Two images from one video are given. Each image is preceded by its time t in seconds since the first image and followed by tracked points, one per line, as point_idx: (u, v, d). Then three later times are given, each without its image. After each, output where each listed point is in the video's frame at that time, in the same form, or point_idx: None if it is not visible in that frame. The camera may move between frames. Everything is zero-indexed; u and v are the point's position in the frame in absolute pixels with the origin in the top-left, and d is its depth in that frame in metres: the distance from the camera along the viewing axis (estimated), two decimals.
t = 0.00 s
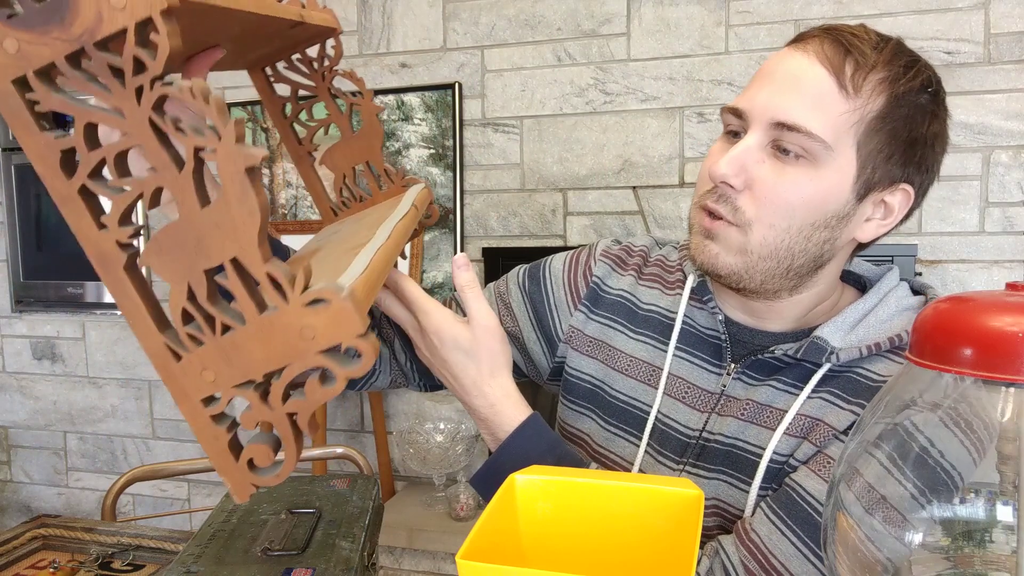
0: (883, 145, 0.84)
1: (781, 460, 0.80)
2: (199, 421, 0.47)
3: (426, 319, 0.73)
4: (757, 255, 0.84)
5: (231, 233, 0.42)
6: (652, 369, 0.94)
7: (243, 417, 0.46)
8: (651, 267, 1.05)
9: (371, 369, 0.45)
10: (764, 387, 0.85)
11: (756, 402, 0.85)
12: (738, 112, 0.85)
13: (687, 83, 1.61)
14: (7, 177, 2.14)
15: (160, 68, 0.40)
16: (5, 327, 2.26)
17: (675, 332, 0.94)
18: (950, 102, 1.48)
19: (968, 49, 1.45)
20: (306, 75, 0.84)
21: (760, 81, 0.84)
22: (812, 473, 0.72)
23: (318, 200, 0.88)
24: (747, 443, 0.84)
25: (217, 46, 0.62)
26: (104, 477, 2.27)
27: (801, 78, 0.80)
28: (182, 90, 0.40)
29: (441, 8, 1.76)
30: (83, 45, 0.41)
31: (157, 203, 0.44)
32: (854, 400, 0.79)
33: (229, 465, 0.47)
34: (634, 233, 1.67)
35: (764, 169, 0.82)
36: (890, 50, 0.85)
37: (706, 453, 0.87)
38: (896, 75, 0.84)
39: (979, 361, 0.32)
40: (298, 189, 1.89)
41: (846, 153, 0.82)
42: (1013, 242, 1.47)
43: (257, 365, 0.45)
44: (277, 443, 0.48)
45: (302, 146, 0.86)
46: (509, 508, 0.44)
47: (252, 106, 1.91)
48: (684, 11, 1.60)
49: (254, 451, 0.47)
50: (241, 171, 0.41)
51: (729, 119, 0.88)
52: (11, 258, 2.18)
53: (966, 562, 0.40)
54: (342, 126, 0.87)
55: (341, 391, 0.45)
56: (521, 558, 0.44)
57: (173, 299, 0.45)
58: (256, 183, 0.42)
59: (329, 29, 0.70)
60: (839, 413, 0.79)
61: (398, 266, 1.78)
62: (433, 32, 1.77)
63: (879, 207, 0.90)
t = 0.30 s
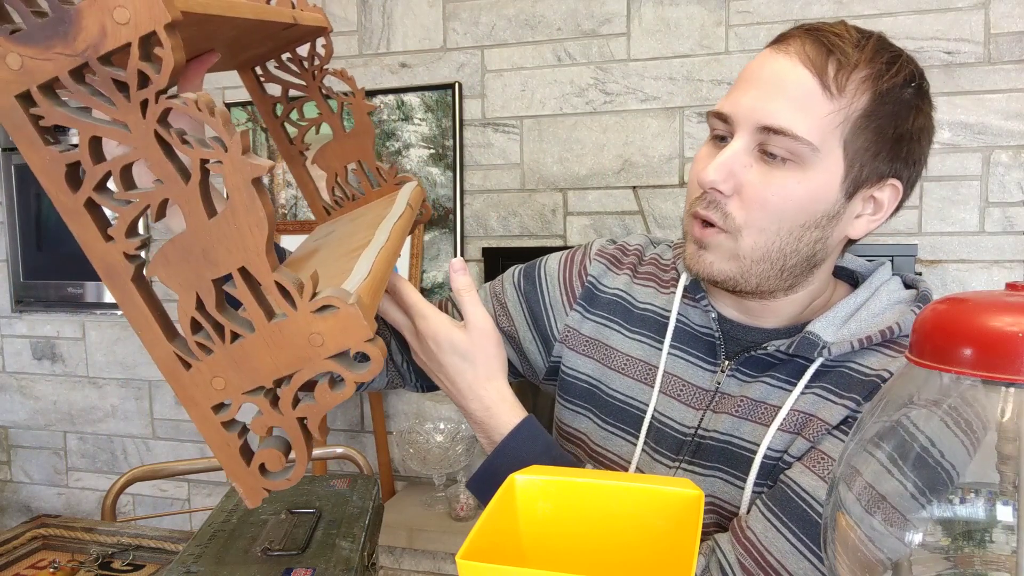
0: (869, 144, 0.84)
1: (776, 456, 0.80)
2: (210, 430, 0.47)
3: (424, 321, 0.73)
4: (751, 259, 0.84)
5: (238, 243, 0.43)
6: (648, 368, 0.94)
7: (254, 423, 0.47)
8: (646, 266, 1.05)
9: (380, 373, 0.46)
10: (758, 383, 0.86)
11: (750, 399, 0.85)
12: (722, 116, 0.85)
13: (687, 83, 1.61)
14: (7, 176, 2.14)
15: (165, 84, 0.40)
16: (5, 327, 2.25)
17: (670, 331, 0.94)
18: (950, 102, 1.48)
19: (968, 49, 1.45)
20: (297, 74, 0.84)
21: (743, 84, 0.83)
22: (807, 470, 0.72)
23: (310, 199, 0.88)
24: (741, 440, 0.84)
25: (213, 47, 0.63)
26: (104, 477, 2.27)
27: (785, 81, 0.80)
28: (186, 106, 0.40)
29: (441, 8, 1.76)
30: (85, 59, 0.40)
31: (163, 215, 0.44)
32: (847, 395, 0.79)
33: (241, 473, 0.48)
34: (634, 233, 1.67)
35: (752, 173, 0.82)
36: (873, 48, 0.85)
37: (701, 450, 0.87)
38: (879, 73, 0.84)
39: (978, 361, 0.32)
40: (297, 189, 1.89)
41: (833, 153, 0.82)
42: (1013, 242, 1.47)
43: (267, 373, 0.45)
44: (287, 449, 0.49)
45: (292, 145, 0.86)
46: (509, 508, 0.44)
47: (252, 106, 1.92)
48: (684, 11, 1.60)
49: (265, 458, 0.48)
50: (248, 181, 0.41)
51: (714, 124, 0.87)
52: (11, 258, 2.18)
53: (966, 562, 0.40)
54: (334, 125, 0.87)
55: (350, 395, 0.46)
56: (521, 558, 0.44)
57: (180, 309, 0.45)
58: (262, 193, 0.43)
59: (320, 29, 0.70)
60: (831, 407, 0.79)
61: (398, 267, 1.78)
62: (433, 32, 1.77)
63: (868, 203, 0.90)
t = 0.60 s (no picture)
0: (865, 151, 0.85)
1: (772, 455, 0.80)
2: (204, 435, 0.48)
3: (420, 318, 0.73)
4: (747, 265, 0.84)
5: (232, 247, 0.43)
6: (645, 369, 0.94)
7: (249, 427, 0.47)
8: (642, 266, 1.05)
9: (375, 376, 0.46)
10: (754, 382, 0.85)
11: (747, 398, 0.84)
12: (718, 121, 0.84)
13: (687, 83, 1.61)
14: (6, 176, 2.13)
15: (157, 85, 0.40)
16: (5, 327, 2.25)
17: (666, 331, 0.94)
18: (950, 102, 1.48)
19: (968, 49, 1.45)
20: (290, 73, 0.84)
21: (739, 89, 0.83)
22: (804, 469, 0.72)
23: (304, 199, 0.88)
24: (738, 439, 0.84)
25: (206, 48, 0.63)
26: (104, 477, 2.27)
27: (781, 86, 0.80)
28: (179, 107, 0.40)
29: (441, 8, 1.76)
30: (75, 61, 0.40)
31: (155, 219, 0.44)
32: (843, 393, 0.79)
33: (236, 477, 0.48)
34: (634, 233, 1.67)
35: (748, 177, 0.82)
36: (870, 53, 0.84)
37: (698, 450, 0.87)
38: (876, 80, 0.84)
39: (979, 361, 0.32)
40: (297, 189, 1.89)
41: (829, 159, 0.82)
42: (1013, 242, 1.48)
43: (262, 377, 0.45)
44: (283, 453, 0.49)
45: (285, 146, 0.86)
46: (509, 508, 0.44)
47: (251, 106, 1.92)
48: (684, 11, 1.59)
49: (261, 463, 0.48)
50: (242, 184, 0.41)
51: (709, 128, 0.87)
52: (11, 258, 2.18)
53: (966, 562, 0.40)
54: (327, 125, 0.87)
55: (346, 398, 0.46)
56: (521, 558, 0.44)
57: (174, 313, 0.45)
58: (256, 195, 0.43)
59: (312, 28, 0.70)
60: (827, 405, 0.79)
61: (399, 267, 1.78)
62: (433, 32, 1.77)
63: (864, 209, 0.90)
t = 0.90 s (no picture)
0: (865, 151, 0.85)
1: (772, 456, 0.80)
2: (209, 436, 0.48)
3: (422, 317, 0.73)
4: (744, 270, 0.84)
5: (238, 249, 0.43)
6: (645, 370, 0.94)
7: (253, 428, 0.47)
8: (642, 267, 1.05)
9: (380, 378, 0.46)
10: (755, 384, 0.86)
11: (747, 399, 0.85)
12: (717, 122, 0.84)
13: (687, 83, 1.61)
14: (7, 176, 2.13)
15: (163, 86, 0.40)
16: (5, 327, 2.25)
17: (667, 332, 0.94)
18: (950, 102, 1.48)
19: (968, 49, 1.45)
20: (291, 68, 0.83)
21: (737, 91, 0.83)
22: (804, 469, 0.72)
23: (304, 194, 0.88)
24: (739, 440, 0.84)
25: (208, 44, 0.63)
26: (104, 477, 2.27)
27: (780, 88, 0.80)
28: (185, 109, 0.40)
29: (441, 8, 1.76)
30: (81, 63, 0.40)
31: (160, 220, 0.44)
32: (844, 394, 0.79)
33: (240, 478, 0.48)
34: (634, 233, 1.67)
35: (748, 178, 0.81)
36: (868, 54, 0.85)
37: (699, 451, 0.87)
38: (874, 80, 0.84)
39: (979, 361, 0.32)
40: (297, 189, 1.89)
41: (829, 159, 0.82)
42: (1013, 242, 1.48)
43: (267, 379, 0.45)
44: (287, 454, 0.49)
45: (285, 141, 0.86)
46: (510, 508, 0.44)
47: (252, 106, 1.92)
48: (684, 11, 1.59)
49: (266, 463, 0.48)
50: (248, 187, 0.41)
51: (708, 129, 0.87)
52: (11, 258, 2.18)
53: (966, 562, 0.40)
54: (327, 120, 0.87)
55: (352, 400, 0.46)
56: (521, 558, 0.44)
57: (179, 315, 0.45)
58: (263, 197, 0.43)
59: (314, 23, 0.70)
60: (828, 406, 0.79)
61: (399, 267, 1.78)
62: (433, 32, 1.77)
63: (864, 208, 0.90)
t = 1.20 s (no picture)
0: (867, 144, 0.85)
1: (773, 456, 0.80)
2: (208, 439, 0.48)
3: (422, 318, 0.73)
4: (751, 266, 0.84)
5: (239, 254, 0.43)
6: (644, 371, 0.94)
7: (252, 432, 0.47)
8: (642, 267, 1.05)
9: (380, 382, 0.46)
10: (756, 385, 0.85)
11: (748, 400, 0.84)
12: (717, 121, 0.84)
13: (687, 83, 1.61)
14: (7, 176, 2.13)
15: (164, 90, 0.40)
16: (5, 327, 2.25)
17: (667, 333, 0.94)
18: (950, 102, 1.48)
19: (968, 49, 1.45)
20: (292, 64, 0.83)
21: (736, 89, 0.83)
22: (804, 469, 0.72)
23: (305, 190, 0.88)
24: (739, 440, 0.84)
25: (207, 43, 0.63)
26: (104, 477, 2.27)
27: (779, 86, 0.80)
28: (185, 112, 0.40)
29: (441, 8, 1.76)
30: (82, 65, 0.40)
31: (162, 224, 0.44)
32: (844, 395, 0.79)
33: (239, 480, 0.48)
34: (634, 233, 1.67)
35: (752, 176, 0.81)
36: (864, 49, 0.85)
37: (699, 452, 0.87)
38: (872, 73, 0.84)
39: (979, 361, 0.32)
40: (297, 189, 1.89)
41: (832, 154, 0.82)
42: (1013, 242, 1.48)
43: (267, 383, 0.46)
44: (285, 456, 0.49)
45: (286, 136, 0.86)
46: (510, 508, 0.44)
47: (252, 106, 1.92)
48: (684, 11, 1.59)
49: (264, 465, 0.48)
50: (249, 192, 0.41)
51: (707, 129, 0.87)
52: (11, 258, 2.18)
53: (966, 562, 0.40)
54: (329, 117, 0.87)
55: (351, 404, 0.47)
56: (521, 558, 0.44)
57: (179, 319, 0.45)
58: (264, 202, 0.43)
59: (317, 19, 0.70)
60: (828, 407, 0.79)
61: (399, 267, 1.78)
62: (433, 32, 1.77)
63: (865, 202, 0.90)
